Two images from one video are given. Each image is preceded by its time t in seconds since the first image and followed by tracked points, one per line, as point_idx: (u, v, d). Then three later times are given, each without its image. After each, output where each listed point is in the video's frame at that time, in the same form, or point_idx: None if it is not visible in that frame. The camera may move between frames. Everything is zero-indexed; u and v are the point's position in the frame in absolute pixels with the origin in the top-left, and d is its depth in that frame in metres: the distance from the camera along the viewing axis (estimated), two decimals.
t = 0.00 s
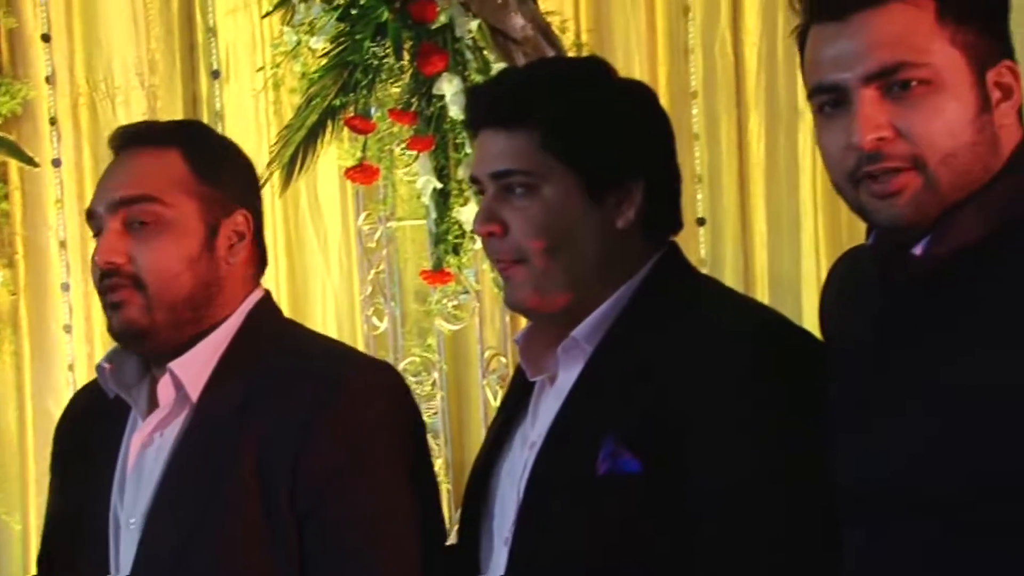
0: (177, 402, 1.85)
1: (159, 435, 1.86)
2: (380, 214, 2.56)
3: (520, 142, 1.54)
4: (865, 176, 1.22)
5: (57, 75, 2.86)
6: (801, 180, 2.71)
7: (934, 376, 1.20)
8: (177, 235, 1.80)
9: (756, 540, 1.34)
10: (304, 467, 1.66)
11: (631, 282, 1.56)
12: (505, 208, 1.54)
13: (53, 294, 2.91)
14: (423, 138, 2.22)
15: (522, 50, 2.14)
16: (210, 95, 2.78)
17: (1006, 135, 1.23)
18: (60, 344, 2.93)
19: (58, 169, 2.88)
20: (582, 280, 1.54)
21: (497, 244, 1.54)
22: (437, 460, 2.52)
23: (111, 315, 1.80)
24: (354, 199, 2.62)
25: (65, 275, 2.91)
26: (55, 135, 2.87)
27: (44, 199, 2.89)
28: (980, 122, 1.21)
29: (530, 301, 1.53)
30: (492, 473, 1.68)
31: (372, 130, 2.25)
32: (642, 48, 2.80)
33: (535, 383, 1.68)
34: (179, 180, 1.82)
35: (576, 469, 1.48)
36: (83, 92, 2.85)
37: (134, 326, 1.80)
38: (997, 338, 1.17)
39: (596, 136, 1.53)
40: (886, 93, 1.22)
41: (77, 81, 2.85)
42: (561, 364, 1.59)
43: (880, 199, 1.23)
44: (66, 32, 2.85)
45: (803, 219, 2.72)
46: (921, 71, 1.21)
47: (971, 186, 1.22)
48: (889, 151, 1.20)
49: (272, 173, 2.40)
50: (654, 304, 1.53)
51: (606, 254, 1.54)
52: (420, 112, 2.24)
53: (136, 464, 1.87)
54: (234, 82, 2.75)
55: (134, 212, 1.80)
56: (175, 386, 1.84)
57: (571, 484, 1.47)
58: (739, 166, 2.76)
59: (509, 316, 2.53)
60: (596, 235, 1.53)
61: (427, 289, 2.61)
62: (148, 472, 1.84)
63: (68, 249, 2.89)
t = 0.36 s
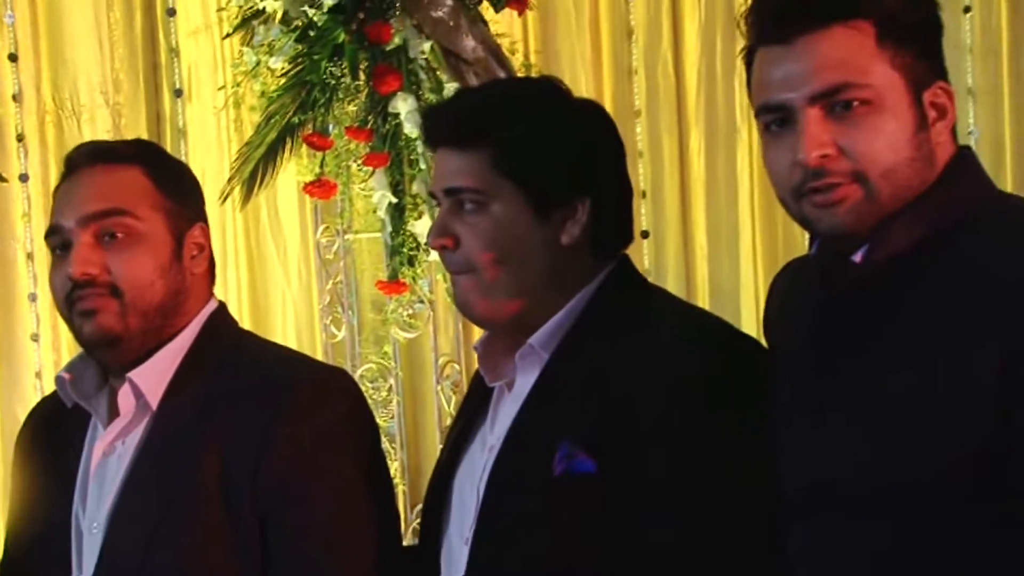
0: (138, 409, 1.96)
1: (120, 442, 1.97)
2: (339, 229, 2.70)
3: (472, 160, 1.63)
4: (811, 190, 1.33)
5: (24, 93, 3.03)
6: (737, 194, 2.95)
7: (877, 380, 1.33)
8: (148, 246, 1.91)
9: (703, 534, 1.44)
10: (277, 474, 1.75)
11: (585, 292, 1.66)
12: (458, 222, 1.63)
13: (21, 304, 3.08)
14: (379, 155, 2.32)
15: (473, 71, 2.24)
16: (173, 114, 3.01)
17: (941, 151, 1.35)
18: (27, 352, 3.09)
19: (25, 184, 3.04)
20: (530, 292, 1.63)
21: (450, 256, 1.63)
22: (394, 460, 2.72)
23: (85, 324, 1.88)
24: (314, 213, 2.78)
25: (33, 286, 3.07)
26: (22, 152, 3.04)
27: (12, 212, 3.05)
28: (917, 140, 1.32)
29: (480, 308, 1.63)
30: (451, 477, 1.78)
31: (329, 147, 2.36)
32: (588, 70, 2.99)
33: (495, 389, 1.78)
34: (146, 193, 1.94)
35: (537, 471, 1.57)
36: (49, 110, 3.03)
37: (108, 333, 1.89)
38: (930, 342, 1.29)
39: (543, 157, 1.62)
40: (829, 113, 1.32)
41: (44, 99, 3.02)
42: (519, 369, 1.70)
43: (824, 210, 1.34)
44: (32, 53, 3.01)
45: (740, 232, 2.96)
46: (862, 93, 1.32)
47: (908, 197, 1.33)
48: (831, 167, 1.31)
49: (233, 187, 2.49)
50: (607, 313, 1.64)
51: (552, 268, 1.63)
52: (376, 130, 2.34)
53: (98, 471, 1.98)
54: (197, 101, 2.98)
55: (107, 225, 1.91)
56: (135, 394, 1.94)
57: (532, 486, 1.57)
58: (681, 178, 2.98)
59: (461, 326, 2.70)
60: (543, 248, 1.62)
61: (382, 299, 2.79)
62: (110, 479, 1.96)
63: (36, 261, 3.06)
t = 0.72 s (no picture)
0: (136, 406, 2.04)
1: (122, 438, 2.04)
2: (332, 234, 2.99)
3: (469, 166, 1.74)
4: (787, 196, 1.43)
5: (28, 106, 3.31)
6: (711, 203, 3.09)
7: (850, 384, 1.43)
8: (148, 256, 2.00)
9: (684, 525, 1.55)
10: (274, 469, 1.85)
11: (579, 292, 1.78)
12: (456, 225, 1.74)
13: (26, 305, 3.36)
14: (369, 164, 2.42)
15: (458, 84, 2.37)
16: (171, 125, 3.30)
17: (910, 158, 1.45)
18: (31, 353, 3.38)
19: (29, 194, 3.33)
20: (523, 292, 1.74)
21: (446, 257, 1.74)
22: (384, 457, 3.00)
23: (87, 330, 1.97)
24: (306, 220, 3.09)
25: (38, 289, 3.36)
26: (26, 161, 3.33)
27: (16, 218, 3.34)
28: (886, 147, 1.43)
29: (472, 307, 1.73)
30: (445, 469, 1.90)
31: (320, 157, 2.47)
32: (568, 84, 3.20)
33: (489, 386, 1.89)
34: (145, 204, 2.03)
35: (527, 464, 1.68)
36: (52, 122, 3.32)
37: (110, 339, 1.98)
38: (894, 343, 1.40)
39: (536, 163, 1.73)
40: (802, 123, 1.43)
41: (48, 112, 3.32)
42: (512, 367, 1.82)
43: (799, 215, 1.44)
44: (36, 65, 3.31)
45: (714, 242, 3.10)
46: (833, 104, 1.42)
47: (879, 201, 1.43)
48: (806, 173, 1.41)
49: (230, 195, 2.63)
50: (596, 315, 1.75)
51: (545, 269, 1.74)
52: (365, 140, 2.45)
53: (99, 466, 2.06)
54: (194, 111, 3.29)
55: (109, 237, 1.99)
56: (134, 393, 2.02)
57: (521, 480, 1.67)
58: (657, 192, 3.14)
59: (447, 326, 3.00)
60: (535, 250, 1.73)
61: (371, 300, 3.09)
62: (111, 474, 2.04)
63: (39, 265, 3.36)
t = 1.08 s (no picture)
0: (146, 401, 2.10)
1: (132, 431, 2.10)
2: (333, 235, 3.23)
3: (472, 168, 1.81)
4: (739, 209, 1.44)
5: (42, 112, 3.56)
6: (694, 206, 3.23)
7: (830, 385, 1.40)
8: (158, 255, 2.02)
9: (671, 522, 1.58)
10: (267, 465, 1.85)
11: (580, 286, 1.84)
12: (459, 225, 1.80)
13: (41, 304, 3.61)
14: (369, 168, 2.55)
15: (454, 92, 2.45)
16: (179, 130, 3.55)
17: (866, 170, 1.41)
18: (46, 350, 3.64)
19: (43, 195, 3.58)
20: (525, 292, 1.80)
21: (450, 256, 1.79)
22: (381, 447, 3.24)
23: (102, 328, 2.00)
24: (308, 222, 3.33)
25: (52, 288, 3.61)
26: (41, 165, 3.58)
27: (31, 220, 3.58)
28: (824, 162, 1.39)
29: (474, 305, 1.79)
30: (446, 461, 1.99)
31: (322, 161, 2.59)
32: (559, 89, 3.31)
33: (489, 379, 1.97)
34: (155, 205, 2.05)
35: (528, 457, 1.72)
36: (65, 127, 3.58)
37: (124, 336, 2.01)
38: (880, 340, 1.37)
39: (536, 165, 1.80)
40: (744, 140, 1.42)
41: (61, 118, 3.57)
42: (512, 362, 1.87)
43: (752, 228, 1.45)
44: (51, 73, 3.56)
45: (698, 242, 3.24)
46: (775, 120, 1.40)
47: (822, 216, 1.41)
48: (746, 191, 1.41)
49: (236, 198, 2.75)
50: (590, 314, 1.81)
51: (546, 270, 1.80)
52: (365, 145, 2.57)
53: (112, 456, 2.12)
54: (201, 118, 3.53)
55: (119, 237, 2.01)
56: (144, 388, 2.09)
57: (514, 477, 1.72)
58: (644, 195, 3.27)
59: (445, 325, 3.20)
60: (533, 249, 1.78)
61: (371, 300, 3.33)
62: (122, 465, 2.10)
63: (53, 265, 3.60)
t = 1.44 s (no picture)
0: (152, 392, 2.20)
1: (140, 419, 2.20)
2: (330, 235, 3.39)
3: (472, 169, 1.84)
4: (703, 210, 1.53)
5: (51, 115, 3.68)
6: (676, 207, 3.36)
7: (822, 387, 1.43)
8: (171, 248, 2.11)
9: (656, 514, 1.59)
10: (267, 462, 1.90)
11: (573, 281, 1.87)
12: (459, 224, 1.83)
13: (50, 298, 3.73)
14: (365, 171, 2.68)
15: (447, 97, 2.55)
16: (184, 133, 3.67)
17: (826, 181, 1.46)
18: (53, 342, 3.75)
19: (52, 194, 3.69)
20: (523, 289, 1.84)
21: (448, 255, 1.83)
22: (375, 438, 3.39)
23: (114, 316, 2.09)
24: (306, 220, 3.48)
25: (60, 283, 3.73)
26: (51, 165, 3.69)
27: (40, 218, 3.70)
28: (776, 173, 1.45)
29: (474, 302, 1.83)
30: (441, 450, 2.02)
31: (320, 162, 2.71)
32: (547, 92, 3.44)
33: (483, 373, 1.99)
34: (168, 201, 2.15)
35: (516, 450, 1.72)
36: (74, 129, 3.69)
37: (134, 325, 2.10)
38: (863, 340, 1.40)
39: (534, 166, 1.84)
40: (708, 146, 1.50)
41: (70, 119, 3.69)
42: (505, 356, 1.89)
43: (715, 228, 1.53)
44: (59, 75, 3.67)
45: (679, 241, 3.37)
46: (731, 130, 1.48)
47: (780, 223, 1.47)
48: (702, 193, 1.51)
49: (236, 199, 2.85)
50: (582, 310, 1.83)
51: (543, 267, 1.84)
52: (361, 148, 2.68)
53: (119, 444, 2.22)
54: (204, 121, 3.65)
55: (134, 230, 2.11)
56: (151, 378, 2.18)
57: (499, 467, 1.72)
58: (628, 192, 3.40)
59: (436, 320, 3.38)
60: (528, 245, 1.82)
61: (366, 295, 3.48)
62: (129, 452, 2.19)
63: (61, 261, 3.72)
